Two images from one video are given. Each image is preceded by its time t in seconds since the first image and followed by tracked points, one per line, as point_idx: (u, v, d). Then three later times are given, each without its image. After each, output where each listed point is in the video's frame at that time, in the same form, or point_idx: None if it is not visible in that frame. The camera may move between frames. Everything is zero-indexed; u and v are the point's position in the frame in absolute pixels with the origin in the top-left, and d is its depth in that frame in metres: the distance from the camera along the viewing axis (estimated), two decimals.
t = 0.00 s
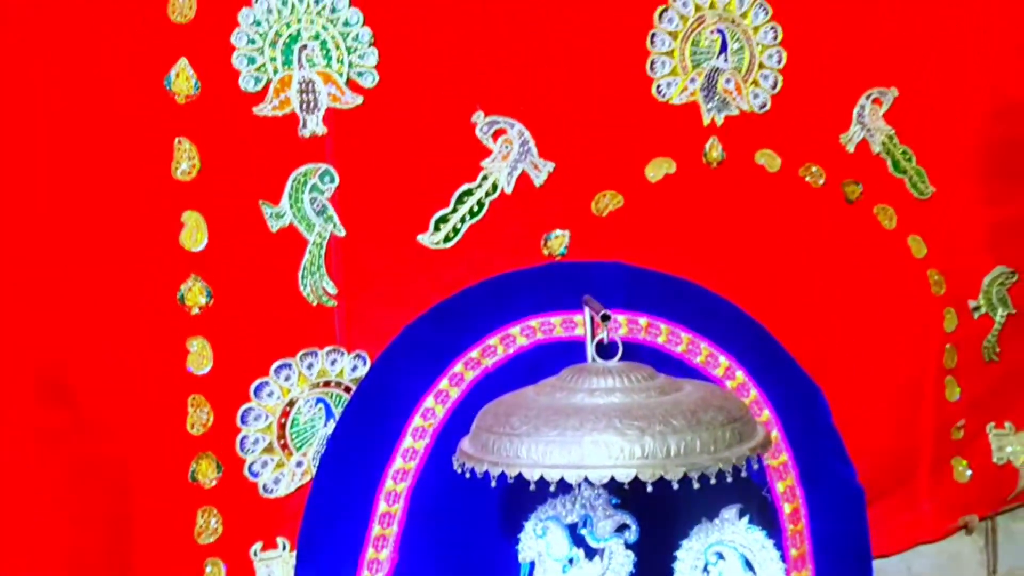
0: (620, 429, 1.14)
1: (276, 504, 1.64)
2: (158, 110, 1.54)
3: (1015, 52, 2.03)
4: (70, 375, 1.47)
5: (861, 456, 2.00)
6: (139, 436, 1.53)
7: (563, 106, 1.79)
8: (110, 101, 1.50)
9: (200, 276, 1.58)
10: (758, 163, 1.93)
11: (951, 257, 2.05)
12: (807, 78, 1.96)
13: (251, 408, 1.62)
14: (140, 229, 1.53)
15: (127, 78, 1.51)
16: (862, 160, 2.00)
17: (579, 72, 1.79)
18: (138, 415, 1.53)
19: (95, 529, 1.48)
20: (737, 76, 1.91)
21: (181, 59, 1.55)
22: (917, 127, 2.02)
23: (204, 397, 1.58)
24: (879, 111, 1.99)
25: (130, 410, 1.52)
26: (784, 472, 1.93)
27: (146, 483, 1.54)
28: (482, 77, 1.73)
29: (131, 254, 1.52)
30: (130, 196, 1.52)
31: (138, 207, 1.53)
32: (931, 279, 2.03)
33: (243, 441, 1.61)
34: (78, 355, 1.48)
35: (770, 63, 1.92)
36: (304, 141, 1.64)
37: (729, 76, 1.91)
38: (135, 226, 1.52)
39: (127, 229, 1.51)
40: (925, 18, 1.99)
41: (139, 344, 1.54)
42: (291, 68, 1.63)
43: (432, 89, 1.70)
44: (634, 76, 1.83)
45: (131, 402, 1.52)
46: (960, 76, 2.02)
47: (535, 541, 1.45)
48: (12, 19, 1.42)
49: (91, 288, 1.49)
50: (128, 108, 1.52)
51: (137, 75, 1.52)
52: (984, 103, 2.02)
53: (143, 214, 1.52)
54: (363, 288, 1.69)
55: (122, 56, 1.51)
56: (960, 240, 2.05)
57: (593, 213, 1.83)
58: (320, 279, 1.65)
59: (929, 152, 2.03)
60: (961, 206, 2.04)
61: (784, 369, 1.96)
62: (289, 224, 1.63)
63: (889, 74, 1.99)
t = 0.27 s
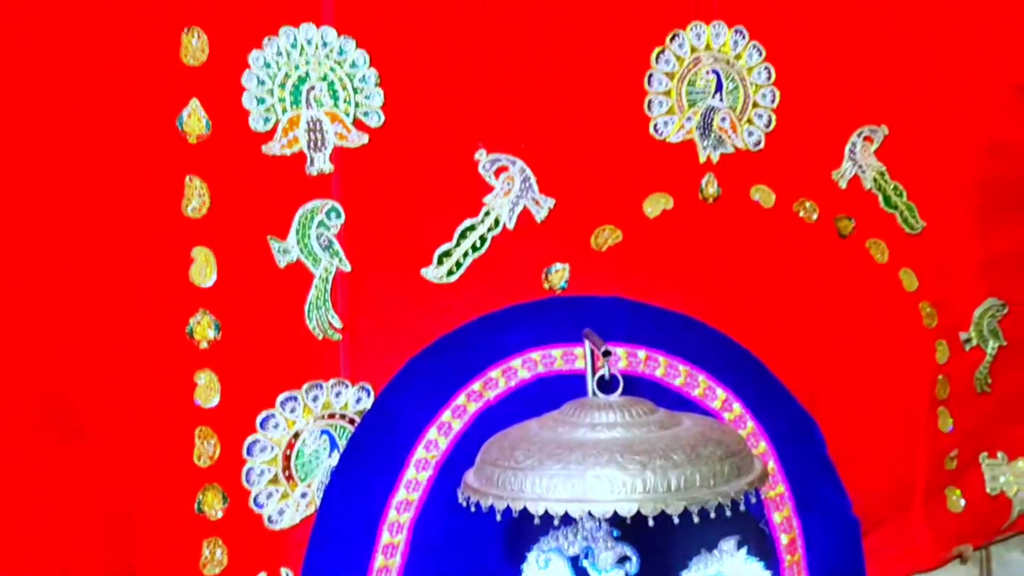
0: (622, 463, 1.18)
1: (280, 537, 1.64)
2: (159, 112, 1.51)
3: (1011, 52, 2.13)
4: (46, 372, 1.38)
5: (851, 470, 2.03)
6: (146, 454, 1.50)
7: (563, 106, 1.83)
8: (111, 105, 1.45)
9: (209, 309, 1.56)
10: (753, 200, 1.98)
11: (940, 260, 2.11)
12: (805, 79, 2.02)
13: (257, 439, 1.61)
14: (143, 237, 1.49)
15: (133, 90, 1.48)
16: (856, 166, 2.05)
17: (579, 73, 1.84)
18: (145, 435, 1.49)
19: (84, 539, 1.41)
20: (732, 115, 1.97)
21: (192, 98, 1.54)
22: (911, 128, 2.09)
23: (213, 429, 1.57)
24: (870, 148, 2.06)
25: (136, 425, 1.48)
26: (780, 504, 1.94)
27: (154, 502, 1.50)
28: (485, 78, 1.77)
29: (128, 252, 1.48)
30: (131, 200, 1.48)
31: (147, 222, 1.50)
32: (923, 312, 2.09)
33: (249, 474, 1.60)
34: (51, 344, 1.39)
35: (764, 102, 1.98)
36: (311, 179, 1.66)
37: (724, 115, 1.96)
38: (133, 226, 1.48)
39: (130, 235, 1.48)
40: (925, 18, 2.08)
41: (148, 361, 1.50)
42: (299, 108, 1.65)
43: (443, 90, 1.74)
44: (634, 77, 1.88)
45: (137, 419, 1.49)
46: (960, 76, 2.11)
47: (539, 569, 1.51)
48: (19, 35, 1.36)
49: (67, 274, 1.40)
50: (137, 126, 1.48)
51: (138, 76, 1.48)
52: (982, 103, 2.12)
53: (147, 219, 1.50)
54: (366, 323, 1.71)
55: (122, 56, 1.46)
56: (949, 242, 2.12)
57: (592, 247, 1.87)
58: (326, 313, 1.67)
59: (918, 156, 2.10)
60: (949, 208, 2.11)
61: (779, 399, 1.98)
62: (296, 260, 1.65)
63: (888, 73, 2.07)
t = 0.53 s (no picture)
0: (631, 492, 1.21)
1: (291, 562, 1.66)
2: (160, 112, 1.57)
3: (1013, 52, 2.12)
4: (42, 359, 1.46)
5: (850, 485, 2.06)
6: (145, 453, 1.53)
7: (563, 106, 1.87)
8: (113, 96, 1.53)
9: (224, 339, 1.61)
10: (755, 230, 2.02)
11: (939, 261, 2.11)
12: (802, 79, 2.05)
13: (270, 466, 1.65)
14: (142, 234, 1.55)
15: (133, 90, 1.54)
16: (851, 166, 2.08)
17: (578, 72, 1.88)
18: (143, 433, 1.53)
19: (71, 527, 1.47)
20: (734, 147, 2.01)
21: (211, 135, 1.61)
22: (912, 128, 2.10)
23: (226, 456, 1.61)
24: (870, 179, 2.09)
25: (135, 424, 1.52)
26: (787, 530, 2.00)
27: (153, 503, 1.53)
28: (485, 77, 1.81)
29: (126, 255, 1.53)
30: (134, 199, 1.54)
31: (147, 222, 1.55)
32: (924, 339, 2.11)
33: (261, 500, 1.63)
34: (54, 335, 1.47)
35: (766, 134, 2.03)
36: (325, 212, 1.70)
37: (727, 147, 2.01)
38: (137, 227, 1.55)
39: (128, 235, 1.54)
40: (925, 18, 2.09)
41: (148, 361, 1.54)
42: (314, 143, 1.71)
43: (446, 86, 1.78)
44: (632, 76, 1.93)
45: (136, 418, 1.53)
46: (960, 76, 2.10)
47: None
48: (19, 36, 1.46)
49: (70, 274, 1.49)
50: (138, 125, 1.55)
51: (138, 76, 1.55)
52: (982, 103, 2.11)
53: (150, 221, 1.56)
54: (378, 352, 1.75)
55: (122, 56, 1.53)
56: (945, 246, 2.12)
57: (599, 276, 1.91)
58: (338, 342, 1.71)
59: (918, 169, 2.10)
60: (948, 211, 2.12)
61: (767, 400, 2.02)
62: (310, 290, 1.69)
63: (888, 73, 2.08)
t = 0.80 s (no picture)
0: (644, 516, 1.23)
1: None
2: (160, 112, 1.57)
3: (1013, 51, 2.17)
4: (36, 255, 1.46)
5: (860, 505, 2.07)
6: (146, 452, 1.53)
7: (563, 106, 1.89)
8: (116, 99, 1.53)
9: (243, 364, 1.64)
10: (765, 254, 2.05)
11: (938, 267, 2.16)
12: (802, 78, 2.08)
13: (286, 488, 1.67)
14: (139, 206, 1.55)
15: (133, 89, 1.54)
16: (850, 165, 2.11)
17: (578, 71, 1.90)
18: (143, 431, 1.53)
19: (63, 525, 1.46)
20: (743, 173, 2.04)
21: (231, 164, 1.64)
22: (911, 128, 2.15)
23: (244, 478, 1.63)
24: (879, 204, 2.12)
25: (135, 423, 1.52)
26: (798, 553, 2.00)
27: (153, 502, 1.53)
28: (488, 78, 1.84)
29: (124, 250, 1.53)
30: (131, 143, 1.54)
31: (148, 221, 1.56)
32: (933, 362, 2.14)
33: (277, 523, 1.65)
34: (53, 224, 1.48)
35: (774, 160, 2.06)
36: (341, 239, 1.74)
37: (736, 173, 2.04)
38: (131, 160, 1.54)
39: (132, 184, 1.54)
40: (925, 17, 2.13)
41: (148, 361, 1.55)
42: (331, 171, 1.74)
43: (449, 93, 1.81)
44: (632, 76, 1.95)
45: (136, 416, 1.53)
46: (960, 76, 2.15)
47: None
48: (19, 35, 1.45)
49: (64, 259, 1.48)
50: (137, 124, 1.55)
51: (138, 76, 1.55)
52: (982, 103, 2.16)
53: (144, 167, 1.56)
54: (393, 377, 1.78)
55: (122, 56, 1.53)
56: (947, 252, 2.16)
57: (609, 300, 1.95)
58: (354, 366, 1.74)
59: (922, 194, 2.16)
60: (949, 216, 2.16)
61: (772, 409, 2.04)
62: (327, 315, 1.72)
63: (887, 72, 2.13)
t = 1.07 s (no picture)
0: (661, 548, 1.24)
1: None
2: (160, 113, 1.65)
3: (1013, 51, 2.16)
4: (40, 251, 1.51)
5: (876, 534, 2.07)
6: (149, 457, 1.59)
7: (563, 106, 1.94)
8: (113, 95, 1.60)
9: (262, 395, 1.70)
10: (777, 282, 2.06)
11: (945, 277, 2.14)
12: (801, 78, 2.09)
13: (305, 518, 1.72)
14: (140, 209, 1.62)
15: (140, 101, 1.63)
16: (850, 165, 2.11)
17: (578, 72, 1.95)
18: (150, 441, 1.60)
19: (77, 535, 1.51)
20: (756, 203, 2.06)
21: (253, 200, 1.71)
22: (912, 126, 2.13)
23: (263, 508, 1.68)
24: (891, 232, 2.12)
25: (140, 433, 1.59)
26: None
27: (153, 503, 1.59)
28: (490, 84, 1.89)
29: (129, 252, 1.61)
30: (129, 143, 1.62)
31: (156, 236, 1.63)
32: (948, 390, 2.12)
33: (296, 552, 1.70)
34: (52, 227, 1.52)
35: (786, 190, 2.07)
36: (360, 270, 1.79)
37: (748, 203, 2.06)
38: (132, 164, 1.62)
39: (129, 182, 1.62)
40: (925, 18, 2.14)
41: (148, 361, 1.61)
42: (350, 204, 1.79)
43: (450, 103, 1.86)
44: (632, 76, 1.99)
45: (144, 431, 1.59)
46: (960, 76, 2.15)
47: None
48: (19, 36, 1.50)
49: (67, 255, 1.54)
50: (138, 130, 1.63)
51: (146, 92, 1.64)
52: (982, 103, 2.15)
53: (144, 170, 1.63)
54: (410, 405, 1.81)
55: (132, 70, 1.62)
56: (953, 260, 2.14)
57: (624, 328, 1.97)
58: (372, 395, 1.78)
59: (935, 216, 2.14)
60: (954, 223, 2.15)
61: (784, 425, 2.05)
62: (344, 344, 1.77)
63: (887, 73, 2.13)
